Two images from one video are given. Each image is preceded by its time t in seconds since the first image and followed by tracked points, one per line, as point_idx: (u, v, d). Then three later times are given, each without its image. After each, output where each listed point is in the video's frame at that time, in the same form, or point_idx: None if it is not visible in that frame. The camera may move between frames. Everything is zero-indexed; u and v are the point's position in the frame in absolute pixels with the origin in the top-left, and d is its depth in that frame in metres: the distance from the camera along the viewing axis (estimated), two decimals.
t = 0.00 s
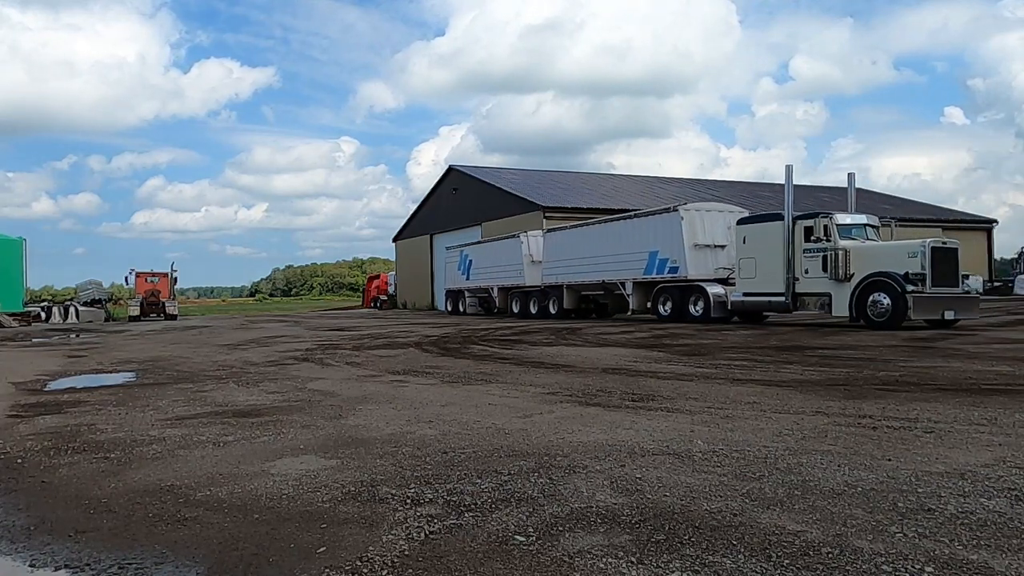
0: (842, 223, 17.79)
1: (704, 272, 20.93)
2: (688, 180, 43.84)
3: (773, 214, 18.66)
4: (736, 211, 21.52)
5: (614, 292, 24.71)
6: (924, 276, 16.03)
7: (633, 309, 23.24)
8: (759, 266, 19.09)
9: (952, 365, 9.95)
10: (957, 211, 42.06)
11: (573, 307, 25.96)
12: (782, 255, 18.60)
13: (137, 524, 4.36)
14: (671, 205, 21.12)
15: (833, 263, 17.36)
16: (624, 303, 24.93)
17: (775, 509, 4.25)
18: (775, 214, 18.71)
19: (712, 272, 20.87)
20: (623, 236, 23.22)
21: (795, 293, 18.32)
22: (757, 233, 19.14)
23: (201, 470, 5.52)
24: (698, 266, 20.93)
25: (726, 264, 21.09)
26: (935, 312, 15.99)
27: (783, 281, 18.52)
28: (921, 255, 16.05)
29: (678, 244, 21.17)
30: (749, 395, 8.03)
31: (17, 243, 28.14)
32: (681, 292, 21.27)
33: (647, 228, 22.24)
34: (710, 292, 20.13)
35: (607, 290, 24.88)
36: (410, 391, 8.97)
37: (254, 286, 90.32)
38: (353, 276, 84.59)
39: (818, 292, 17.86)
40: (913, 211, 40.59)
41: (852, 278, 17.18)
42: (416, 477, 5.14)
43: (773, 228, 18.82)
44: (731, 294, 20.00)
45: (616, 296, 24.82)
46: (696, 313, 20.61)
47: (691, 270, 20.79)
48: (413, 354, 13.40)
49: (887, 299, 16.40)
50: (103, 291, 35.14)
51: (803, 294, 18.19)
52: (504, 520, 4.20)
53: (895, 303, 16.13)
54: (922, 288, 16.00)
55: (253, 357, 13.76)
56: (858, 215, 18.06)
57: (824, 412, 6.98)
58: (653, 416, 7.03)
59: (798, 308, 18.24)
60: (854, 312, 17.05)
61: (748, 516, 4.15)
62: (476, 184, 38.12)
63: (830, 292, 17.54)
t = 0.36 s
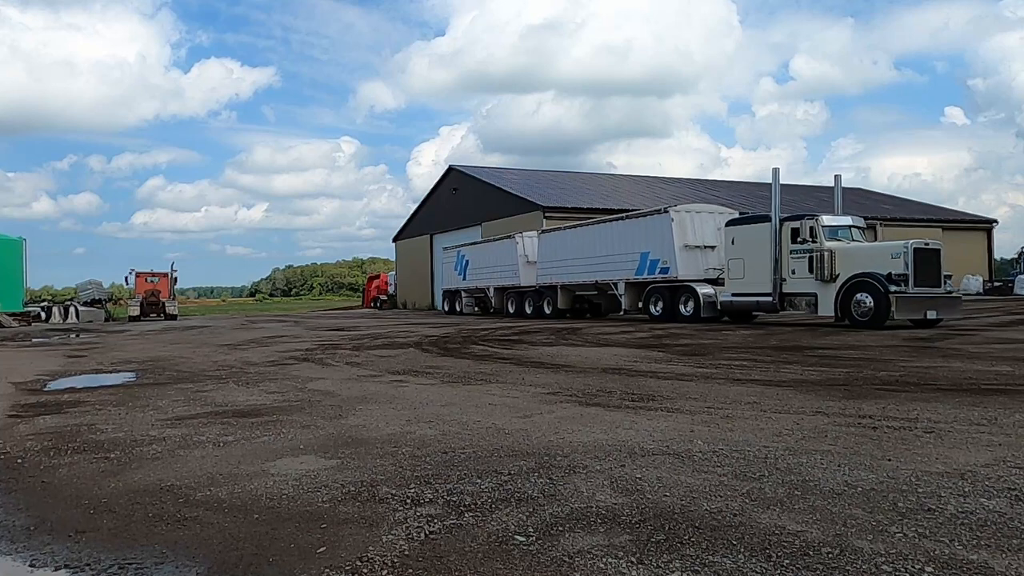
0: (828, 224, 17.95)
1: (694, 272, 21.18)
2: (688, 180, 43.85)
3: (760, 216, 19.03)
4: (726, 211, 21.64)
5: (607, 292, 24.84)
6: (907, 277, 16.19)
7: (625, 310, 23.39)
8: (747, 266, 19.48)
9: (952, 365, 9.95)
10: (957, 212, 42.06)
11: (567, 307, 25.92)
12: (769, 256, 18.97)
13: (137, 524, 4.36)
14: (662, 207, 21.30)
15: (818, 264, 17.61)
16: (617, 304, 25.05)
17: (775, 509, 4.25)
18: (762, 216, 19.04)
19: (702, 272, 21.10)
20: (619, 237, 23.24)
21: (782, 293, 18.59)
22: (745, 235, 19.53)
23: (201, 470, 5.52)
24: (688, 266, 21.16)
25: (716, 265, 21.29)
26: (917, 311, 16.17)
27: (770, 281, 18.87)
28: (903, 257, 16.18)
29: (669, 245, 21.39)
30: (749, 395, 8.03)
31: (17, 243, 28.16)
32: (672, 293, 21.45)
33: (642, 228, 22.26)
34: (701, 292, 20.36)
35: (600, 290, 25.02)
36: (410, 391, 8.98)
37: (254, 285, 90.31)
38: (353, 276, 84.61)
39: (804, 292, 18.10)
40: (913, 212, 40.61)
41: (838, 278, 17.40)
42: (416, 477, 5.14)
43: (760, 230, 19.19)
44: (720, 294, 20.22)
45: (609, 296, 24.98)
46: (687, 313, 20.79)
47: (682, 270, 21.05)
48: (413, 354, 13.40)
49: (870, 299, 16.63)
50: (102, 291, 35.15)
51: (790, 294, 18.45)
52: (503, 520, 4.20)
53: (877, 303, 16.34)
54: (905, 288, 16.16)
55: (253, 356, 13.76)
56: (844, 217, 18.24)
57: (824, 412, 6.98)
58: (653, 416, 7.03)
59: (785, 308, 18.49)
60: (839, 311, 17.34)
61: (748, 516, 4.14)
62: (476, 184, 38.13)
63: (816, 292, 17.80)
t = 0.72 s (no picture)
0: (814, 226, 18.12)
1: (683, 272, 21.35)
2: (688, 180, 43.85)
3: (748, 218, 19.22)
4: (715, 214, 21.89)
5: (600, 292, 25.10)
6: (889, 278, 16.49)
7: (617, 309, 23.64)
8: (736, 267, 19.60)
9: (951, 365, 9.95)
10: (957, 212, 42.06)
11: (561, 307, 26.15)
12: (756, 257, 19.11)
13: (137, 524, 4.36)
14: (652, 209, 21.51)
15: (804, 264, 17.83)
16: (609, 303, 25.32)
17: (776, 509, 4.25)
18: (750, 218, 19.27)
19: (691, 273, 21.27)
20: (613, 237, 23.33)
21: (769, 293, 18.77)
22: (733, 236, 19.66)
23: (201, 470, 5.52)
24: (678, 267, 21.33)
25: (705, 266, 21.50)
26: (898, 311, 16.44)
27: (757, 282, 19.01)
28: (886, 257, 16.49)
29: (659, 246, 21.56)
30: (749, 395, 8.04)
31: (17, 243, 28.16)
32: (662, 293, 21.65)
33: (636, 229, 22.36)
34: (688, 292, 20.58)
35: (593, 290, 25.29)
36: (410, 391, 8.98)
37: (254, 285, 90.31)
38: (354, 276, 84.64)
39: (790, 293, 18.29)
40: (913, 212, 40.60)
41: (822, 278, 17.62)
42: (416, 476, 5.15)
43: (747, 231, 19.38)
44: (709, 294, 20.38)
45: (602, 296, 25.25)
46: (676, 313, 20.97)
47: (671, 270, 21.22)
48: (413, 353, 13.41)
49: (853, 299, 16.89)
50: (102, 291, 35.15)
51: (777, 294, 18.64)
52: (504, 520, 4.20)
53: (861, 303, 16.59)
54: (887, 288, 16.48)
55: (253, 356, 13.76)
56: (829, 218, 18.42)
57: (824, 412, 6.99)
58: (653, 416, 7.03)
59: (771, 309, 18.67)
60: (823, 311, 17.52)
61: (748, 516, 4.15)
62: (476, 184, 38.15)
63: (802, 292, 18.00)
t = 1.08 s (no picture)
0: (799, 228, 18.42)
1: (673, 272, 21.50)
2: (688, 180, 43.84)
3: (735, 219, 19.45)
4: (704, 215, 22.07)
5: (592, 292, 25.31)
6: (871, 278, 16.73)
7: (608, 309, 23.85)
8: (724, 268, 19.84)
9: (952, 365, 9.95)
10: (957, 212, 42.04)
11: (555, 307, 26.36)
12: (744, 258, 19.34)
13: (137, 524, 4.36)
14: (641, 210, 21.70)
15: (790, 265, 18.07)
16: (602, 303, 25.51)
17: (776, 509, 4.25)
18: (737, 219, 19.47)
19: (681, 273, 21.41)
20: (606, 237, 23.42)
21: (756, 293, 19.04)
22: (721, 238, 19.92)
23: (201, 470, 5.52)
24: (668, 268, 21.49)
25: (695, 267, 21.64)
26: (880, 311, 16.61)
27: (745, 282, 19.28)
28: (868, 259, 16.73)
29: (649, 247, 21.77)
30: (749, 395, 8.04)
31: (17, 243, 28.17)
32: (652, 293, 21.84)
33: (628, 229, 22.47)
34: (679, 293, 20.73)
35: (585, 290, 25.50)
36: (410, 391, 8.98)
37: (254, 285, 90.29)
38: (354, 276, 84.64)
39: (777, 293, 18.55)
40: (914, 212, 40.59)
41: (807, 279, 17.87)
42: (416, 477, 5.15)
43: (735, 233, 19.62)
44: (697, 294, 20.55)
45: (595, 296, 25.48)
46: (665, 312, 21.17)
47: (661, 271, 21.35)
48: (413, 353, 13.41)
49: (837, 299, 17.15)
50: (102, 291, 35.15)
51: (763, 294, 18.92)
52: (503, 520, 4.21)
53: (845, 302, 16.80)
54: (869, 288, 16.71)
55: (253, 356, 13.76)
56: (814, 220, 18.71)
57: (824, 412, 6.99)
58: (653, 416, 7.03)
59: (758, 309, 18.98)
60: (809, 311, 17.75)
61: (748, 516, 4.15)
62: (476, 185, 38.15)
63: (788, 292, 18.27)
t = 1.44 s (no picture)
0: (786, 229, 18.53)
1: (664, 273, 21.48)
2: (688, 180, 43.84)
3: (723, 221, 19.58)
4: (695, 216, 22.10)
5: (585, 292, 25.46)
6: (855, 278, 16.84)
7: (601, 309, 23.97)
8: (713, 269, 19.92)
9: (952, 365, 9.95)
10: (957, 212, 42.07)
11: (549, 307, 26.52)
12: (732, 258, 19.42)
13: (137, 524, 4.36)
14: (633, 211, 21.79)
15: (777, 266, 18.18)
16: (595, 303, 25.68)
17: (776, 509, 4.25)
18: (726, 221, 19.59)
19: (672, 274, 21.39)
20: (601, 238, 23.49)
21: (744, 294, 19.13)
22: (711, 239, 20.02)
23: (200, 470, 5.52)
24: (659, 268, 21.50)
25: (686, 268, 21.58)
26: (863, 310, 16.69)
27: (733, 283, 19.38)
28: (853, 259, 16.81)
29: (641, 248, 21.83)
30: (749, 395, 8.04)
31: (17, 243, 28.18)
32: (643, 293, 21.94)
33: (622, 230, 22.53)
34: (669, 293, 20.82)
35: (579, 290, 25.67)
36: (410, 391, 8.97)
37: (254, 285, 90.28)
38: (354, 276, 84.67)
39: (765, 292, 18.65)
40: (914, 212, 40.60)
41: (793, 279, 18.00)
42: (416, 477, 5.14)
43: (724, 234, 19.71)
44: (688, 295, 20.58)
45: (589, 296, 25.64)
46: (656, 312, 21.24)
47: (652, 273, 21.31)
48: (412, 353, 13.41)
49: (823, 299, 17.33)
50: (102, 291, 35.14)
51: (752, 294, 19.02)
52: (503, 520, 4.21)
53: (829, 302, 16.92)
54: (854, 288, 16.80)
55: (253, 356, 13.76)
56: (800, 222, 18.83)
57: (824, 412, 6.98)
58: (653, 416, 7.03)
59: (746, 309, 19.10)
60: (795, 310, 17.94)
61: (748, 516, 4.15)
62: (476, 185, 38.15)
63: (775, 292, 18.39)
